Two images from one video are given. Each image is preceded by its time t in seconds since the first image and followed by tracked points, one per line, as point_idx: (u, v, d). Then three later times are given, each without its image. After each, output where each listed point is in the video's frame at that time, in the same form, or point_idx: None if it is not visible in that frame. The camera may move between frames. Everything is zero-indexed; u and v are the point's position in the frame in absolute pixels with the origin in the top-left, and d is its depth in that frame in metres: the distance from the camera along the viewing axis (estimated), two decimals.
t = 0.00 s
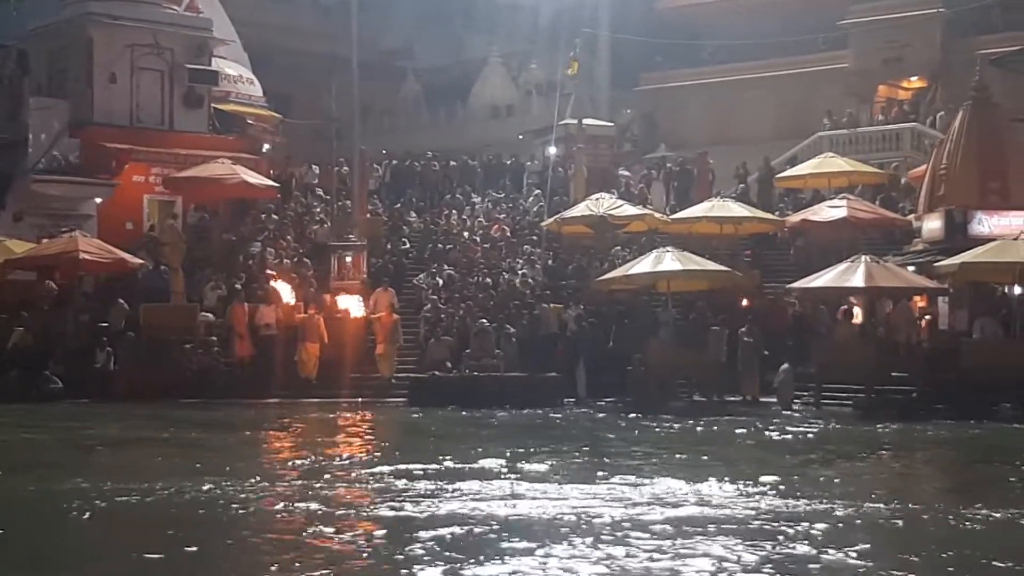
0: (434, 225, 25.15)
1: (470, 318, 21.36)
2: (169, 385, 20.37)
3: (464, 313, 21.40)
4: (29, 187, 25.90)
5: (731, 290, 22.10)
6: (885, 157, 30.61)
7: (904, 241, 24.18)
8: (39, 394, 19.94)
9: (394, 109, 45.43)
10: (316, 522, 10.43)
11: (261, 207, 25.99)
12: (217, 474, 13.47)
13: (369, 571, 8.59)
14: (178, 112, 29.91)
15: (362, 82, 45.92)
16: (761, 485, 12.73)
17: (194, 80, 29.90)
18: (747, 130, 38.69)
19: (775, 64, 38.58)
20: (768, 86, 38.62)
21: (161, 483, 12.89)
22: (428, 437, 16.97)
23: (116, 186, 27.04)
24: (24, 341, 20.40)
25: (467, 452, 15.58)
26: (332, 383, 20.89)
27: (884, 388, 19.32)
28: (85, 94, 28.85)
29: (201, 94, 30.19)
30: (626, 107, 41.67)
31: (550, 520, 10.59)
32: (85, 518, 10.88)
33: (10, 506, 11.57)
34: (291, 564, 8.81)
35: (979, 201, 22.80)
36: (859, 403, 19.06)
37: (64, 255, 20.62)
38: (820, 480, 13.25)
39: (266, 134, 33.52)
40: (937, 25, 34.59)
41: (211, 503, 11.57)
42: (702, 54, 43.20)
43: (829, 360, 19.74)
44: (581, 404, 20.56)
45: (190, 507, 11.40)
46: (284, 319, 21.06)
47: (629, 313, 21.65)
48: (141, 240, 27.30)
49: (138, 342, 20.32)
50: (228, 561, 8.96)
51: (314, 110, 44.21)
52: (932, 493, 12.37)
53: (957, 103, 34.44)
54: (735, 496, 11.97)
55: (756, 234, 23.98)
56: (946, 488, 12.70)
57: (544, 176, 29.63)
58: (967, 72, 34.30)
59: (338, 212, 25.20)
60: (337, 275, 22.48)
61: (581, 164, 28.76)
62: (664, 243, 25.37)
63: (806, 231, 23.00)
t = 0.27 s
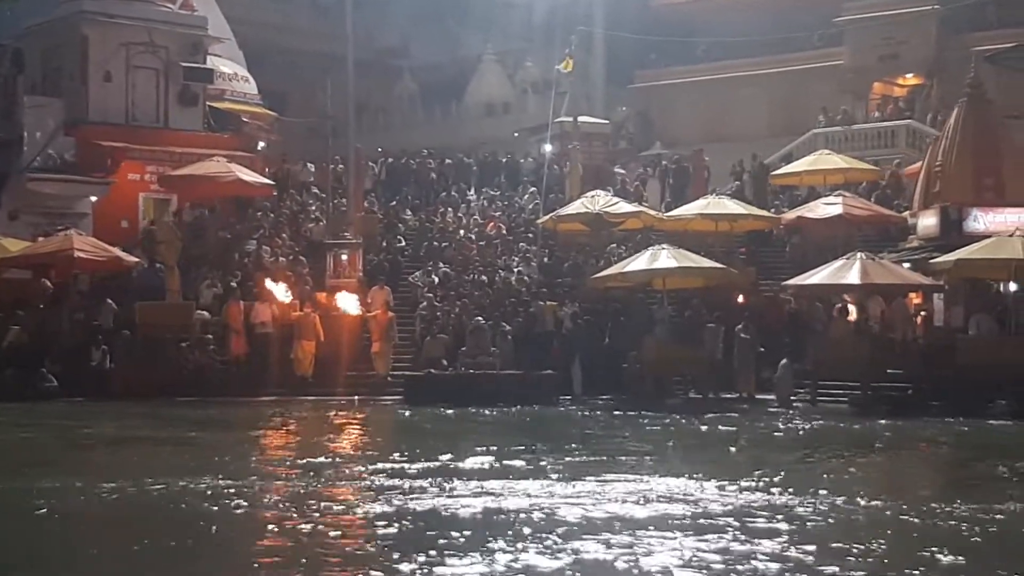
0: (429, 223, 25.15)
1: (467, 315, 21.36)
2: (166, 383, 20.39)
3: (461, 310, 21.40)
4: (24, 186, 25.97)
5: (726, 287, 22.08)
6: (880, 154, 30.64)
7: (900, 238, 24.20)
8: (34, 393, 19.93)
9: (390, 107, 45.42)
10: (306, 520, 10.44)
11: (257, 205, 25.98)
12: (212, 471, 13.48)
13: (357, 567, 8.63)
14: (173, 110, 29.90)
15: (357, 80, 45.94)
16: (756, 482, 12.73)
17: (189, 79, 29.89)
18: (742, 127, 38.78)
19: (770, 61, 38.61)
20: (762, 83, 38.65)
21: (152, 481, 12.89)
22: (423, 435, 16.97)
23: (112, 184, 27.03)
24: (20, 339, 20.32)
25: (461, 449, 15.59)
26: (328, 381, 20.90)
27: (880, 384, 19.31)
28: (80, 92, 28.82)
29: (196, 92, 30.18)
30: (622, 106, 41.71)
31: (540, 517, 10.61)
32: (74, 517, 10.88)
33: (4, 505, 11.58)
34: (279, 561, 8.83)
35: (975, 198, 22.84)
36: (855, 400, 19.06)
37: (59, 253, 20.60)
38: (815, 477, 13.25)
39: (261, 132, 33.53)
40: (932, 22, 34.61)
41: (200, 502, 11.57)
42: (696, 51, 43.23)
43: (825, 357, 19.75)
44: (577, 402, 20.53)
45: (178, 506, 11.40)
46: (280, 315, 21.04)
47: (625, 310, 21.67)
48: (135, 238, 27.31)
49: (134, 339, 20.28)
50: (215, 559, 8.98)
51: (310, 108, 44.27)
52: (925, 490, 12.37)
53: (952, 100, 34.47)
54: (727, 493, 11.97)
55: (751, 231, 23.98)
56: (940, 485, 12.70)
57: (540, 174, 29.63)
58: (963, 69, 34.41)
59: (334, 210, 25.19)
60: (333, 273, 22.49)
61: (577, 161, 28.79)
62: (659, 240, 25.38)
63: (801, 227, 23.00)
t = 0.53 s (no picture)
0: (424, 221, 25.13)
1: (463, 314, 21.35)
2: (161, 382, 20.32)
3: (457, 308, 21.39)
4: (19, 185, 25.98)
5: (722, 284, 22.09)
6: (875, 151, 30.68)
7: (896, 235, 24.20)
8: (31, 391, 19.81)
9: (385, 105, 45.32)
10: (303, 519, 10.43)
11: (253, 204, 25.97)
12: (209, 470, 13.47)
13: (355, 564, 8.65)
14: (168, 109, 29.87)
15: (353, 79, 45.87)
16: (753, 480, 12.71)
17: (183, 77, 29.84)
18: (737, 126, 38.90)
19: (765, 58, 38.61)
20: (757, 80, 38.68)
21: (149, 480, 12.89)
22: (422, 434, 16.95)
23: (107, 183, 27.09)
24: (14, 337, 20.36)
25: (459, 448, 15.58)
26: (324, 380, 20.92)
27: (876, 382, 19.30)
28: (75, 91, 28.75)
29: (191, 91, 30.15)
30: (617, 103, 41.72)
31: (537, 515, 10.61)
32: (71, 516, 10.87)
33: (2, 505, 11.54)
34: (276, 559, 8.83)
35: (970, 196, 22.87)
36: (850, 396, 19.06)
37: (55, 252, 20.58)
38: (811, 474, 13.24)
39: (256, 130, 33.52)
40: (926, 20, 34.62)
41: (197, 500, 11.56)
42: (692, 48, 43.22)
43: (820, 354, 19.74)
44: (574, 399, 20.57)
45: (175, 504, 11.38)
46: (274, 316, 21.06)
47: (620, 309, 21.74)
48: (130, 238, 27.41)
49: (129, 338, 20.22)
50: (213, 557, 8.99)
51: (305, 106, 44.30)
52: (922, 487, 12.36)
53: (947, 97, 34.50)
54: (723, 490, 11.96)
55: (747, 229, 23.99)
56: (937, 482, 12.69)
57: (536, 172, 29.64)
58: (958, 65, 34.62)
59: (329, 209, 25.16)
60: (329, 271, 22.40)
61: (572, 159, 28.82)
62: (655, 238, 25.38)
63: (797, 225, 23.01)
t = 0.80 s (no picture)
0: (420, 220, 25.13)
1: (459, 312, 21.36)
2: (156, 382, 20.29)
3: (452, 307, 21.38)
4: (14, 185, 26.02)
5: (718, 282, 22.10)
6: (870, 150, 30.71)
7: (891, 233, 24.23)
8: (29, 389, 19.70)
9: (381, 104, 45.18)
10: (300, 517, 10.44)
11: (248, 203, 25.96)
12: (206, 470, 13.49)
13: (354, 563, 8.65)
14: (163, 108, 29.86)
15: (348, 78, 45.82)
16: (749, 478, 12.72)
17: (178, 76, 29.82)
18: (732, 125, 38.91)
19: (760, 57, 38.61)
20: (753, 79, 38.71)
21: (145, 480, 12.88)
22: (418, 433, 16.95)
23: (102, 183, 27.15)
24: (8, 338, 20.41)
25: (455, 446, 15.59)
26: (319, 379, 20.90)
27: (871, 380, 19.32)
28: (69, 91, 28.72)
29: (186, 90, 30.13)
30: (612, 102, 41.76)
31: (535, 513, 10.62)
32: (69, 515, 10.87)
33: None
34: (274, 558, 8.83)
35: (965, 193, 22.89)
36: (846, 395, 19.07)
37: (50, 251, 20.58)
38: (807, 471, 13.25)
39: (251, 129, 33.50)
40: (921, 18, 34.63)
41: (192, 500, 11.57)
42: (687, 47, 43.19)
43: (815, 352, 19.77)
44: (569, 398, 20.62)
45: (171, 504, 11.39)
46: (269, 314, 21.07)
47: (616, 307, 21.79)
48: (126, 237, 27.47)
49: (125, 338, 20.19)
50: (210, 556, 9.00)
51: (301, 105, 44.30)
52: (919, 484, 12.38)
53: (942, 96, 34.53)
54: (719, 489, 11.97)
55: (742, 227, 24.01)
56: (934, 479, 12.70)
57: (530, 170, 29.64)
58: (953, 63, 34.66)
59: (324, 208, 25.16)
60: (324, 270, 22.28)
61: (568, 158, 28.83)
62: (651, 236, 25.39)
63: (792, 223, 23.03)
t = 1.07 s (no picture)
0: (418, 219, 25.14)
1: (457, 311, 21.37)
2: (153, 381, 20.34)
3: (450, 306, 21.38)
4: (11, 184, 26.21)
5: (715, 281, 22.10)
6: (868, 148, 30.74)
7: (888, 232, 24.25)
8: (26, 388, 19.73)
9: (377, 103, 45.24)
10: (296, 517, 10.45)
11: (245, 203, 25.98)
12: (203, 469, 13.50)
13: (347, 561, 8.69)
14: (160, 107, 29.86)
15: (345, 78, 45.81)
16: (746, 476, 12.72)
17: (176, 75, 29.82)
18: (730, 124, 38.92)
19: (757, 55, 38.64)
20: (750, 78, 38.72)
21: (143, 479, 12.88)
22: (416, 432, 16.95)
23: (99, 182, 27.14)
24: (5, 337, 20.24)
25: (453, 445, 15.60)
26: (317, 379, 20.89)
27: (869, 378, 19.32)
28: (67, 90, 28.71)
29: (183, 89, 30.14)
30: (609, 100, 41.83)
31: (530, 512, 10.63)
32: (65, 515, 10.85)
33: None
34: (265, 558, 8.85)
35: (962, 191, 22.91)
36: (844, 393, 19.07)
37: (47, 251, 20.60)
38: (805, 469, 13.26)
39: (249, 128, 33.50)
40: (919, 16, 34.62)
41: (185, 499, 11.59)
42: (685, 46, 43.20)
43: (813, 350, 19.77)
44: (566, 397, 20.61)
45: (163, 503, 11.40)
46: (267, 314, 21.06)
47: (615, 305, 21.74)
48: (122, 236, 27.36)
49: (123, 338, 20.19)
50: (202, 555, 9.01)
51: (298, 104, 44.35)
52: (916, 482, 12.39)
53: (940, 94, 34.56)
54: (716, 487, 11.97)
55: (740, 225, 24.01)
56: (931, 477, 12.71)
57: (528, 169, 29.65)
58: (950, 62, 34.70)
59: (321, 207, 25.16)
60: (323, 269, 22.32)
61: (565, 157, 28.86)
62: (648, 235, 25.41)
63: (790, 221, 23.03)
